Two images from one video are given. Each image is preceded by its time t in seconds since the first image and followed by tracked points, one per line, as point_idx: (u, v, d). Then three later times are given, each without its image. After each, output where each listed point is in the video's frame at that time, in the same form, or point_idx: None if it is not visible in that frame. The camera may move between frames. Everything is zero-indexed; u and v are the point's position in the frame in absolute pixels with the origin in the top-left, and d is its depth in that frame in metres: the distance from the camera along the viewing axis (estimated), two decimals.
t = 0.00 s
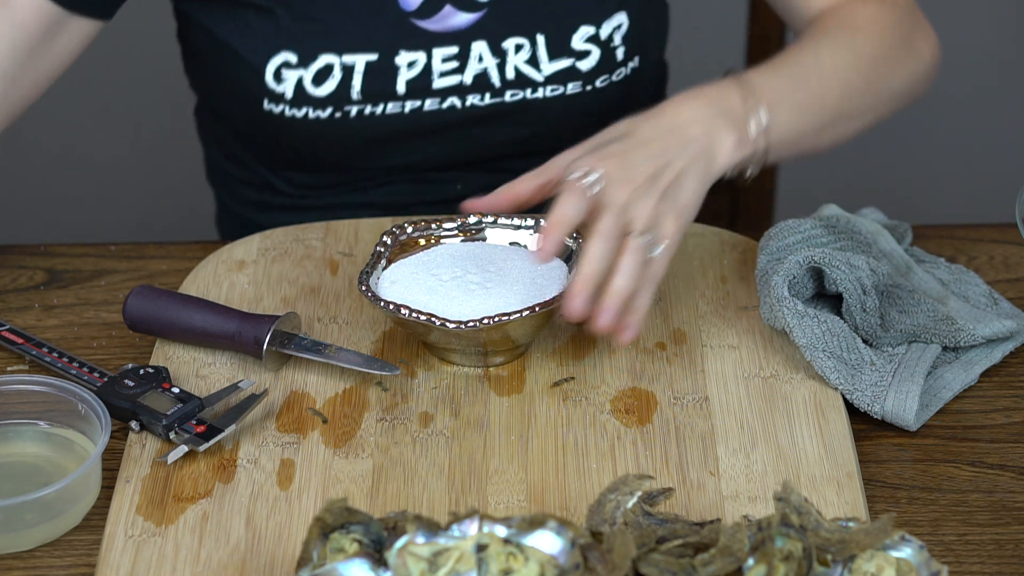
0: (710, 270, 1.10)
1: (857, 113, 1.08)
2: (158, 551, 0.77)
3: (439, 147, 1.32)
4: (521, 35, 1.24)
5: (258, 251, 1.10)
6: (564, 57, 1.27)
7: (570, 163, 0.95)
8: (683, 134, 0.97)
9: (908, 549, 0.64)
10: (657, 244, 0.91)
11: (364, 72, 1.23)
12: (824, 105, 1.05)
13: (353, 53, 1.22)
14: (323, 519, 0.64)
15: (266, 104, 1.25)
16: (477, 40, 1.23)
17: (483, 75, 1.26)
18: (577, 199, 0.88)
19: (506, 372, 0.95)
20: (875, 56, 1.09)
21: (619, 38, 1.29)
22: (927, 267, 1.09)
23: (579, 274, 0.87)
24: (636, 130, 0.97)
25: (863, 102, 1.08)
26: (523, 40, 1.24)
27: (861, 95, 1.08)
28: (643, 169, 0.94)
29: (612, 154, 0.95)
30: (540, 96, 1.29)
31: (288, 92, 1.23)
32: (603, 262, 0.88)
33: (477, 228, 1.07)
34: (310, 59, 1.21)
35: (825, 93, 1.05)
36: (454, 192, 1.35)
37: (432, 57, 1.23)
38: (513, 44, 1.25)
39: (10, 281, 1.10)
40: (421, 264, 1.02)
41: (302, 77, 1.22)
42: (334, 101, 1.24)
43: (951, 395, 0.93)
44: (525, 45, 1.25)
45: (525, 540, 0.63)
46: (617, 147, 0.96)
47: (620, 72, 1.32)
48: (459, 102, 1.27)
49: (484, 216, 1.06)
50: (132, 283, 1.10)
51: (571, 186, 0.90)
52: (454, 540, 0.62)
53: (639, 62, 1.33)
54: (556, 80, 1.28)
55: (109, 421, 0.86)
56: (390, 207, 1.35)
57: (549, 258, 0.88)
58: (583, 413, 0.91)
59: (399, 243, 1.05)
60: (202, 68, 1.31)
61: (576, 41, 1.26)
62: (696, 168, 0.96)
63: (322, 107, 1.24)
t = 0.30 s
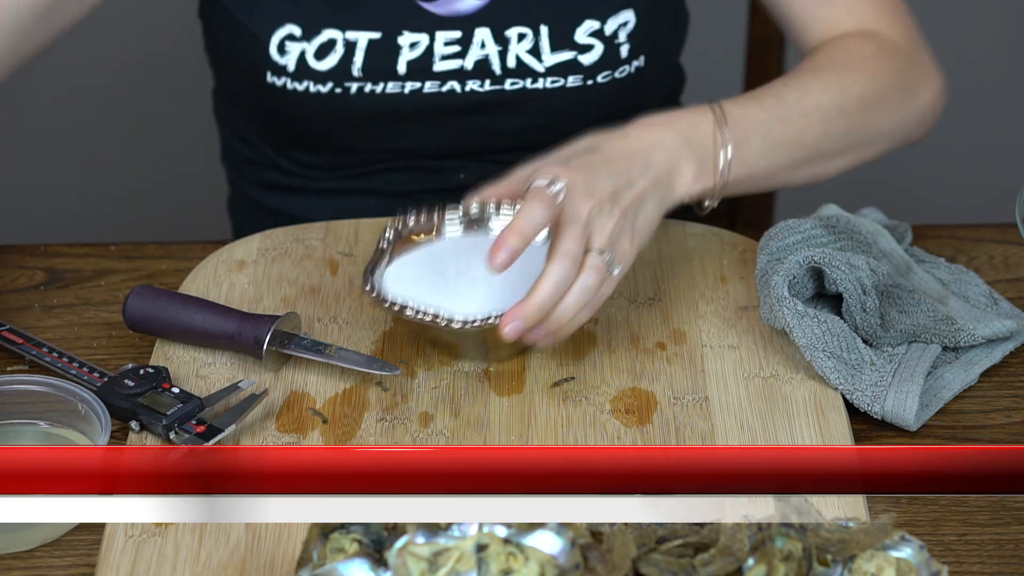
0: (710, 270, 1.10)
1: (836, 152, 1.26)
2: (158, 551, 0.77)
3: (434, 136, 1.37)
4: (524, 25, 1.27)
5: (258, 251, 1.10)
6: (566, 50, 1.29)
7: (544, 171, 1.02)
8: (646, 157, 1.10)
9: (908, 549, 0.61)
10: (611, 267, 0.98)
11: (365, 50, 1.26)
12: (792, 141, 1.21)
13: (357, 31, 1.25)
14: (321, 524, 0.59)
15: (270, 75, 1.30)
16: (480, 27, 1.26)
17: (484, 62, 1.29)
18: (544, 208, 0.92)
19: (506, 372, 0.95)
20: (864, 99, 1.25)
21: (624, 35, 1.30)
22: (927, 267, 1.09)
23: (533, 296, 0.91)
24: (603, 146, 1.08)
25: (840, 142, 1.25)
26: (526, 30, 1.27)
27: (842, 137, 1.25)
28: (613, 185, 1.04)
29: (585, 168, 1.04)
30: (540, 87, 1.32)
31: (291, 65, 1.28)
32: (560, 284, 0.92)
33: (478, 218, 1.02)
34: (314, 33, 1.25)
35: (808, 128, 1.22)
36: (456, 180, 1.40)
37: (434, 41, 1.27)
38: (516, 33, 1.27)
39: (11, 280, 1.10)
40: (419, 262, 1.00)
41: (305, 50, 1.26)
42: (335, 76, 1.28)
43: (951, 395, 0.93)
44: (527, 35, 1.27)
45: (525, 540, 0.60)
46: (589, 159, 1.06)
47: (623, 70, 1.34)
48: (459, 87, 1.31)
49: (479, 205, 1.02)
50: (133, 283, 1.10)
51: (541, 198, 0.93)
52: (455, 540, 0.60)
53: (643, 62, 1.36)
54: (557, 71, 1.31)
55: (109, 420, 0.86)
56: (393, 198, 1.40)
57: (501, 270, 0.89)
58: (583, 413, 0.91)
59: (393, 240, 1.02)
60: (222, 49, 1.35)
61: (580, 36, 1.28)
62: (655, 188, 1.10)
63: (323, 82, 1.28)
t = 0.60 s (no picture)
0: (710, 270, 1.10)
1: (837, 125, 1.29)
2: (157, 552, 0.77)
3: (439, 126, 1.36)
4: (521, 14, 1.28)
5: (258, 251, 1.10)
6: (562, 40, 1.29)
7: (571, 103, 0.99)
8: (669, 95, 1.08)
9: (908, 549, 0.61)
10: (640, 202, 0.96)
11: (362, 36, 1.28)
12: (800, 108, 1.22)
13: (353, 17, 1.27)
14: (321, 524, 0.59)
15: (268, 62, 1.31)
16: (477, 15, 1.27)
17: (480, 51, 1.30)
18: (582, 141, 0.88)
19: (506, 372, 0.95)
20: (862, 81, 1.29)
21: (621, 28, 1.31)
22: (927, 267, 1.09)
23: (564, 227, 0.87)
24: (630, 80, 1.06)
25: (839, 119, 1.28)
26: (522, 20, 1.28)
27: (839, 113, 1.27)
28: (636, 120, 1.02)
29: (610, 101, 1.02)
30: (535, 78, 1.31)
31: (288, 50, 1.28)
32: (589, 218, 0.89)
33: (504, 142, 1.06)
34: (310, 19, 1.26)
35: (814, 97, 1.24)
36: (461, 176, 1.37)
37: (430, 28, 1.28)
38: (513, 22, 1.28)
39: (10, 281, 1.10)
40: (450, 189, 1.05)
41: (302, 36, 1.27)
42: (331, 62, 1.29)
43: (951, 395, 0.93)
44: (524, 25, 1.28)
45: (525, 540, 0.60)
46: (613, 93, 1.03)
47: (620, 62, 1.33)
48: (455, 75, 1.31)
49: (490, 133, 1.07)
50: (132, 283, 1.10)
51: (576, 131, 0.89)
52: (455, 540, 0.60)
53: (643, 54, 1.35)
54: (553, 62, 1.30)
55: (109, 419, 0.86)
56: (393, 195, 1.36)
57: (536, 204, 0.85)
58: (583, 413, 0.91)
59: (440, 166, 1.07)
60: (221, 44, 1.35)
61: (576, 25, 1.29)
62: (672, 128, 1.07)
63: (320, 68, 1.29)
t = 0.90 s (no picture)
0: (710, 270, 1.10)
1: (833, 110, 1.30)
2: (157, 552, 0.77)
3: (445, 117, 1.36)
4: (527, 2, 1.27)
5: (258, 252, 1.10)
6: (570, 25, 1.29)
7: (587, 102, 1.02)
8: (676, 90, 1.11)
9: (908, 549, 0.61)
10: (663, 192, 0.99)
11: (369, 32, 1.27)
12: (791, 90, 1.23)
13: (360, 13, 1.26)
14: (321, 524, 0.59)
15: (273, 63, 1.30)
16: (484, 5, 1.27)
17: (488, 40, 1.29)
18: (608, 134, 0.92)
19: (506, 372, 0.95)
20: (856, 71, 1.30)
21: (626, 12, 1.31)
22: (927, 267, 1.09)
23: (597, 218, 0.91)
24: (640, 78, 1.09)
25: (834, 103, 1.29)
26: (529, 7, 1.28)
27: (839, 97, 1.29)
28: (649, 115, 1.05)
29: (623, 98, 1.05)
30: (543, 64, 1.32)
31: (294, 49, 1.28)
32: (622, 208, 0.93)
33: (524, 152, 1.06)
34: (317, 17, 1.26)
35: (806, 80, 1.25)
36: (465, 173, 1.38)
37: (438, 20, 1.27)
38: (520, 10, 1.28)
39: (10, 281, 1.10)
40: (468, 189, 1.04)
41: (309, 34, 1.27)
42: (339, 59, 1.28)
43: (951, 395, 0.93)
44: (531, 12, 1.28)
45: (525, 540, 0.60)
46: (626, 91, 1.06)
47: (626, 46, 1.33)
48: (464, 66, 1.31)
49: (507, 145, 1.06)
50: (132, 283, 1.10)
51: (601, 125, 0.93)
52: (455, 540, 0.60)
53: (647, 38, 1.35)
54: (561, 48, 1.31)
55: (109, 420, 0.86)
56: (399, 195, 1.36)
57: (570, 197, 0.89)
58: (583, 413, 0.91)
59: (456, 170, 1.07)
60: (220, 45, 1.35)
61: (582, 11, 1.28)
62: (680, 122, 1.09)
63: (327, 65, 1.29)
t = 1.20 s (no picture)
0: (710, 270, 1.10)
1: (851, 107, 1.28)
2: (158, 551, 0.76)
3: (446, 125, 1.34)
4: (533, 6, 1.26)
5: (258, 252, 1.10)
6: (575, 29, 1.28)
7: (627, 105, 1.00)
8: (708, 93, 1.08)
9: (908, 549, 0.72)
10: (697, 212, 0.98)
11: (376, 37, 1.25)
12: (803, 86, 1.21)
13: (366, 19, 1.24)
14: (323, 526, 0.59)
15: (279, 69, 1.28)
16: (490, 9, 1.25)
17: (495, 44, 1.28)
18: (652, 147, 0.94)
19: (506, 372, 0.95)
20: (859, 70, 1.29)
21: (631, 15, 1.30)
22: (927, 267, 1.09)
23: (636, 231, 0.87)
24: (675, 79, 1.06)
25: (854, 99, 1.27)
26: (534, 11, 1.26)
27: (860, 91, 1.27)
28: (684, 120, 1.03)
29: (661, 102, 1.03)
30: (548, 68, 1.31)
31: (301, 55, 1.26)
32: (661, 224, 0.88)
33: (553, 136, 1.10)
34: (323, 23, 1.23)
35: (819, 76, 1.23)
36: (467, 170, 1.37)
37: (444, 25, 1.26)
38: (525, 14, 1.27)
39: (10, 280, 1.10)
40: (502, 186, 1.06)
41: (315, 40, 1.24)
42: (346, 65, 1.27)
43: (951, 395, 0.93)
44: (536, 16, 1.27)
45: (524, 539, 0.69)
46: (662, 94, 1.04)
47: (632, 49, 1.33)
48: (470, 70, 1.30)
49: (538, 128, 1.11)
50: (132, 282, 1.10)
51: (644, 138, 0.95)
52: (455, 540, 0.69)
53: (650, 42, 1.35)
54: (567, 51, 1.30)
55: (109, 420, 0.87)
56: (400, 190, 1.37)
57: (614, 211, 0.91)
58: (583, 413, 0.91)
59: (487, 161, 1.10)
60: (219, 47, 1.34)
61: (587, 14, 1.28)
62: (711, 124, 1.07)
63: (334, 71, 1.27)
